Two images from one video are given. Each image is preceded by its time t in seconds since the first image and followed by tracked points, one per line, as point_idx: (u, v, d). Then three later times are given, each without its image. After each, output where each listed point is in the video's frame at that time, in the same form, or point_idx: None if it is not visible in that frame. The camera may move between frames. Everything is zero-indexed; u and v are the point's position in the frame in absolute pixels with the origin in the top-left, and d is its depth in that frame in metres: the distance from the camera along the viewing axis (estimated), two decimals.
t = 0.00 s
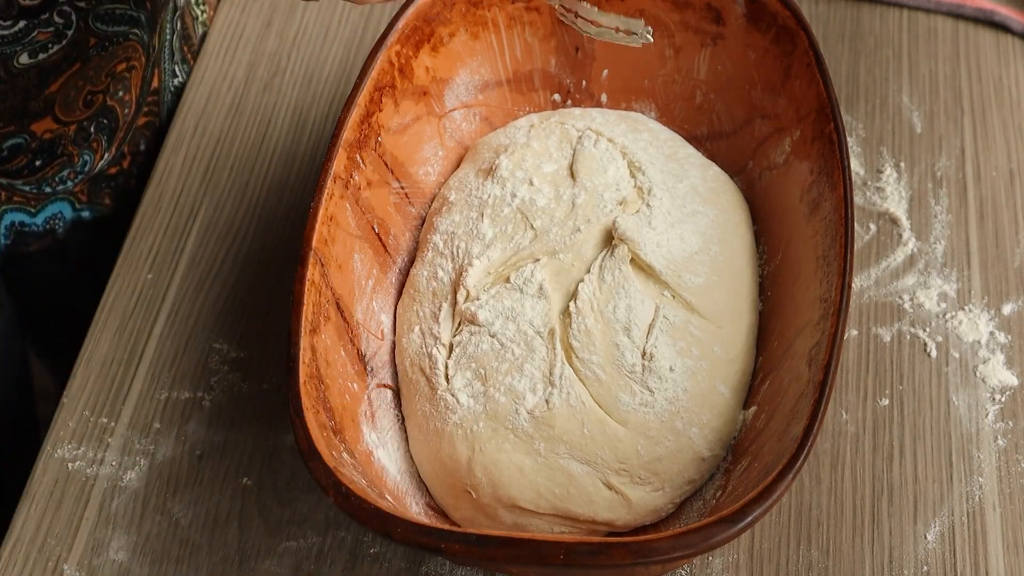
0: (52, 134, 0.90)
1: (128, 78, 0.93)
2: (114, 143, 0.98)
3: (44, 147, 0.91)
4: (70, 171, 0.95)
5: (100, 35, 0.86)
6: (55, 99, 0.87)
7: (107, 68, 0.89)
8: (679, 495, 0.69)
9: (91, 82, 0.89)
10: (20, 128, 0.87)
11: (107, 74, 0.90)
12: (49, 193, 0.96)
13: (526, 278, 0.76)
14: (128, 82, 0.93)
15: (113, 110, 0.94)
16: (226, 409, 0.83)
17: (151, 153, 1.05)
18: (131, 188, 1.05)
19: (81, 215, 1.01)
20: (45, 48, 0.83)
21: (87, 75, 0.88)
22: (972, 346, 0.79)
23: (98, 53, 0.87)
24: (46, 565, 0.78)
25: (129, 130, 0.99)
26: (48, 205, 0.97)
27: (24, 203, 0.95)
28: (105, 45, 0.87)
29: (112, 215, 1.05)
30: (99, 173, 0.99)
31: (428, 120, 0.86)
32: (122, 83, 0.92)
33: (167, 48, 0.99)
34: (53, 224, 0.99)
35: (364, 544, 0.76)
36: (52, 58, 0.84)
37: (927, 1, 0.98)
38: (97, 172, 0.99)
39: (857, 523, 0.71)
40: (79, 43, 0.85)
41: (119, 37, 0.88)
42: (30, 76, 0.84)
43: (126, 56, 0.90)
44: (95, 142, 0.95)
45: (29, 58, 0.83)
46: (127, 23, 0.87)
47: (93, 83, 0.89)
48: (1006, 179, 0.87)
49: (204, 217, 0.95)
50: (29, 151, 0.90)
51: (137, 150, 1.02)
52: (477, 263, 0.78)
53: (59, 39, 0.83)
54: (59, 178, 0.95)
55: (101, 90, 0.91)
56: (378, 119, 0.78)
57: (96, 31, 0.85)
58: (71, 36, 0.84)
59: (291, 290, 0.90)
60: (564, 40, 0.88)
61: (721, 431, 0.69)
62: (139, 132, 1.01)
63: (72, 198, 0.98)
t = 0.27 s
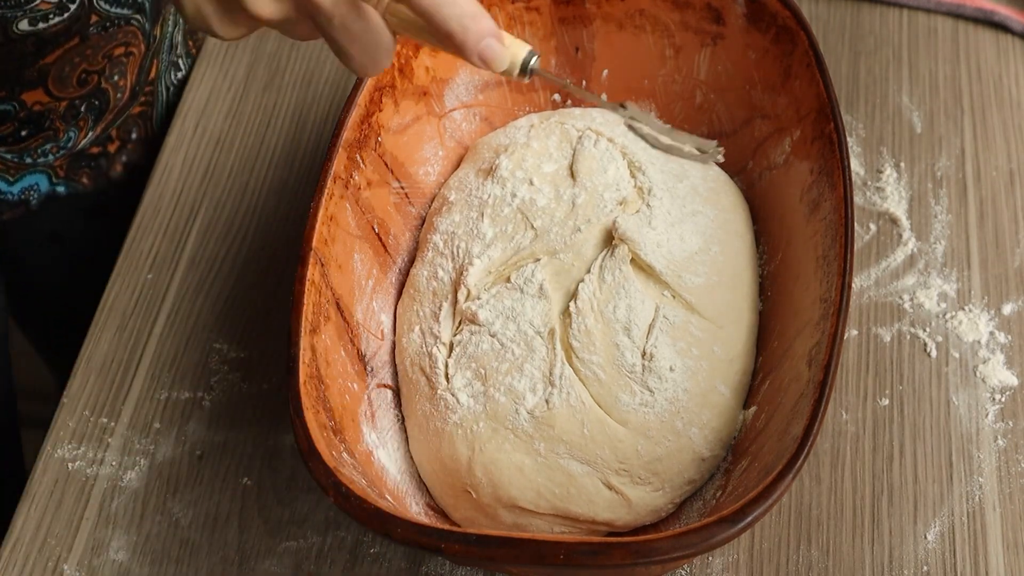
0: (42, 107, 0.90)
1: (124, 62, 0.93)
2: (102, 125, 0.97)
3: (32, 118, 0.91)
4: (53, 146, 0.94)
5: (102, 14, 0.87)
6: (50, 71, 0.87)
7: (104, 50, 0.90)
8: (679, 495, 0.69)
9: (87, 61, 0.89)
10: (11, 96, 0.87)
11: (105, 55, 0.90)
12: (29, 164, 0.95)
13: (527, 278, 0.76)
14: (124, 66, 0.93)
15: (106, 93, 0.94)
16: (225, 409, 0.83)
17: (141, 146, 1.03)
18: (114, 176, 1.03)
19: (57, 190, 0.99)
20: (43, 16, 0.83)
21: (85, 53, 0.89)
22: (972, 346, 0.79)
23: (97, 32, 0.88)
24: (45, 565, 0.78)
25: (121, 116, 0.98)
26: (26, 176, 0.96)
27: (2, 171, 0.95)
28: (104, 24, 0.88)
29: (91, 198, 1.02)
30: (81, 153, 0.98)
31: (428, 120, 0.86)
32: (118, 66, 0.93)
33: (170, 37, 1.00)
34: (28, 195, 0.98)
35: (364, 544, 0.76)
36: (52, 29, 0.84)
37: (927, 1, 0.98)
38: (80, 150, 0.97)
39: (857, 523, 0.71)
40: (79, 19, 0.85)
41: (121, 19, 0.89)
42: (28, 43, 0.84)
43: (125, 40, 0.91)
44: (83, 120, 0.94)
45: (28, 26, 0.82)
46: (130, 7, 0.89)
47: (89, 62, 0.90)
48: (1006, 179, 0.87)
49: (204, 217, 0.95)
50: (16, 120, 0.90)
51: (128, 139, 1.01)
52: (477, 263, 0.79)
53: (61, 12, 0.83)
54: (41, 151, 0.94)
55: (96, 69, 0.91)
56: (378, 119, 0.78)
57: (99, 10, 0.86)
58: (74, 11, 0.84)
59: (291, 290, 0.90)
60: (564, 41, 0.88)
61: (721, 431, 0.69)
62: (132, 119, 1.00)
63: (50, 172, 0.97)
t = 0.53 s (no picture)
0: (64, 74, 0.93)
1: (148, 41, 0.96)
2: (117, 103, 1.00)
3: (52, 84, 0.94)
4: (68, 118, 0.98)
5: None
6: (76, 37, 0.89)
7: (132, 25, 0.93)
8: (680, 495, 0.69)
9: (114, 34, 0.92)
10: (35, 56, 0.89)
11: (131, 32, 0.93)
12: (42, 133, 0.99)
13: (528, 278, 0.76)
14: (147, 46, 0.97)
15: (125, 71, 0.97)
16: (225, 409, 0.83)
17: (154, 136, 1.07)
18: (125, 162, 1.05)
19: (67, 165, 1.02)
20: None
21: (113, 25, 0.91)
22: (972, 347, 0.79)
23: (129, 6, 0.90)
24: (46, 564, 0.78)
25: (138, 98, 1.02)
26: (37, 145, 0.99)
27: (15, 134, 0.98)
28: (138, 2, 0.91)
29: (100, 178, 1.05)
30: (94, 128, 1.01)
31: (428, 120, 0.86)
32: (141, 45, 0.96)
33: (195, 27, 1.05)
34: (37, 164, 1.01)
35: (364, 544, 0.76)
36: None
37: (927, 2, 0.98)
38: (94, 127, 1.01)
39: (857, 523, 0.71)
40: None
41: None
42: (61, 5, 0.85)
43: (153, 19, 0.94)
44: (100, 95, 0.97)
45: None
46: None
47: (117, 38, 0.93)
48: (1006, 179, 0.87)
49: (204, 217, 0.95)
50: (37, 84, 0.93)
51: (141, 125, 1.04)
52: (477, 262, 0.78)
53: None
54: (55, 121, 0.98)
55: (121, 45, 0.94)
56: (378, 119, 0.78)
57: None
58: None
59: (291, 290, 0.90)
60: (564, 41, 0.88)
61: (721, 431, 0.69)
62: (148, 105, 1.04)
63: (61, 145, 1.00)
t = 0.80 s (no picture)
0: (68, 61, 0.90)
1: (153, 36, 0.94)
2: (116, 97, 0.97)
3: (54, 70, 0.90)
4: (65, 107, 0.94)
5: None
6: (85, 25, 0.87)
7: (140, 18, 0.90)
8: (680, 495, 0.69)
9: (123, 26, 0.90)
10: (42, 40, 0.86)
11: (139, 24, 0.91)
12: (37, 117, 0.94)
13: (529, 278, 0.76)
14: (152, 41, 0.95)
15: (129, 65, 0.95)
16: (225, 410, 0.83)
17: (149, 132, 1.03)
18: (117, 155, 1.01)
19: (58, 153, 0.97)
20: None
21: (122, 16, 0.89)
22: (972, 347, 0.79)
23: None
24: (45, 565, 0.78)
25: (137, 94, 0.99)
26: (31, 129, 0.95)
27: (11, 117, 0.94)
28: None
29: (92, 172, 1.01)
30: (91, 120, 0.97)
31: (428, 120, 0.86)
32: (147, 39, 0.94)
33: (195, 27, 1.03)
34: (29, 149, 0.96)
35: (364, 544, 0.76)
36: None
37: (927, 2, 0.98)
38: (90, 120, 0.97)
39: (857, 523, 0.71)
40: None
41: None
42: None
43: (162, 13, 0.92)
44: (101, 87, 0.94)
45: None
46: None
47: (126, 30, 0.90)
48: (1006, 180, 0.87)
49: (204, 217, 0.95)
50: (40, 69, 0.89)
51: (138, 119, 1.01)
52: (478, 262, 0.78)
53: None
54: (52, 108, 0.94)
55: (128, 36, 0.91)
56: (378, 119, 0.78)
57: None
58: None
59: (291, 290, 0.90)
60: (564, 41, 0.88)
61: (721, 431, 0.69)
62: (147, 101, 1.01)
63: (56, 132, 0.96)
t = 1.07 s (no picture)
0: (70, 56, 0.93)
1: (155, 34, 0.96)
2: (115, 93, 0.99)
3: (57, 64, 0.93)
4: (65, 100, 0.96)
5: None
6: (89, 20, 0.90)
7: (143, 17, 0.93)
8: (680, 495, 0.69)
9: (127, 23, 0.93)
10: (46, 33, 0.90)
11: (142, 22, 0.93)
12: (35, 109, 0.96)
13: (529, 277, 0.76)
14: (155, 40, 0.97)
15: (131, 63, 0.97)
16: (225, 410, 0.83)
17: (146, 129, 1.03)
18: (112, 150, 1.02)
19: (53, 145, 0.99)
20: None
21: (125, 13, 0.91)
22: (972, 347, 0.79)
23: None
24: (46, 565, 0.78)
25: (137, 91, 1.00)
26: (29, 120, 0.97)
27: (9, 107, 0.96)
28: None
29: (89, 168, 1.02)
30: (88, 114, 0.98)
31: (428, 120, 0.86)
32: (149, 37, 0.96)
33: (198, 27, 1.04)
34: (25, 140, 0.98)
35: (364, 544, 0.76)
36: None
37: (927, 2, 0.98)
38: (88, 114, 0.98)
39: (857, 523, 0.71)
40: None
41: None
42: None
43: (165, 13, 0.95)
44: (101, 83, 0.97)
45: None
46: None
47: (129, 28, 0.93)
48: (1006, 180, 0.87)
49: (204, 217, 0.95)
50: (42, 62, 0.92)
51: (135, 116, 1.02)
52: (478, 262, 0.78)
53: None
54: (52, 101, 0.96)
55: (131, 34, 0.94)
56: (378, 119, 0.78)
57: None
58: None
59: (291, 290, 0.90)
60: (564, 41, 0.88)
61: (721, 431, 0.69)
62: (146, 98, 1.02)
63: (52, 124, 0.98)
